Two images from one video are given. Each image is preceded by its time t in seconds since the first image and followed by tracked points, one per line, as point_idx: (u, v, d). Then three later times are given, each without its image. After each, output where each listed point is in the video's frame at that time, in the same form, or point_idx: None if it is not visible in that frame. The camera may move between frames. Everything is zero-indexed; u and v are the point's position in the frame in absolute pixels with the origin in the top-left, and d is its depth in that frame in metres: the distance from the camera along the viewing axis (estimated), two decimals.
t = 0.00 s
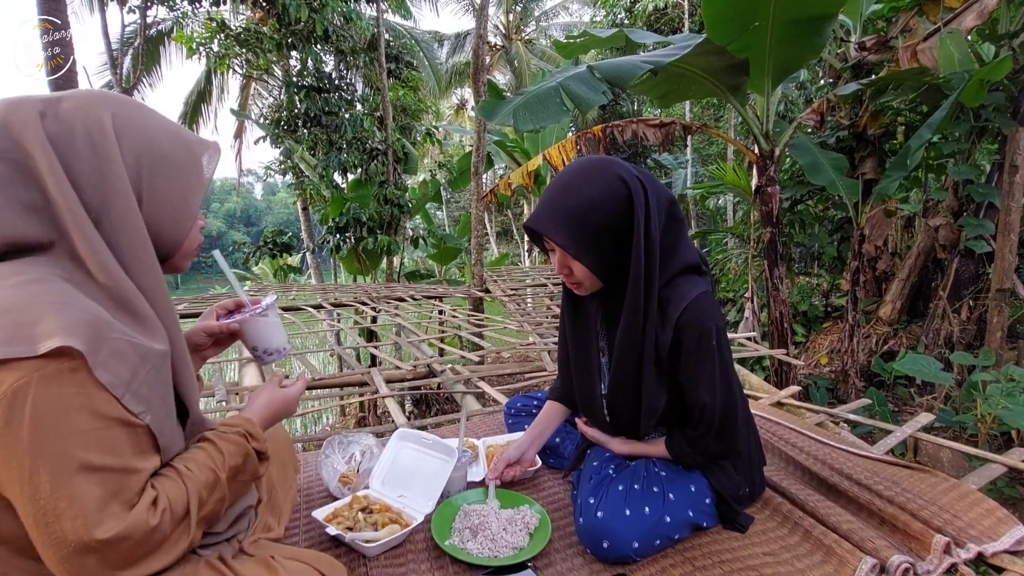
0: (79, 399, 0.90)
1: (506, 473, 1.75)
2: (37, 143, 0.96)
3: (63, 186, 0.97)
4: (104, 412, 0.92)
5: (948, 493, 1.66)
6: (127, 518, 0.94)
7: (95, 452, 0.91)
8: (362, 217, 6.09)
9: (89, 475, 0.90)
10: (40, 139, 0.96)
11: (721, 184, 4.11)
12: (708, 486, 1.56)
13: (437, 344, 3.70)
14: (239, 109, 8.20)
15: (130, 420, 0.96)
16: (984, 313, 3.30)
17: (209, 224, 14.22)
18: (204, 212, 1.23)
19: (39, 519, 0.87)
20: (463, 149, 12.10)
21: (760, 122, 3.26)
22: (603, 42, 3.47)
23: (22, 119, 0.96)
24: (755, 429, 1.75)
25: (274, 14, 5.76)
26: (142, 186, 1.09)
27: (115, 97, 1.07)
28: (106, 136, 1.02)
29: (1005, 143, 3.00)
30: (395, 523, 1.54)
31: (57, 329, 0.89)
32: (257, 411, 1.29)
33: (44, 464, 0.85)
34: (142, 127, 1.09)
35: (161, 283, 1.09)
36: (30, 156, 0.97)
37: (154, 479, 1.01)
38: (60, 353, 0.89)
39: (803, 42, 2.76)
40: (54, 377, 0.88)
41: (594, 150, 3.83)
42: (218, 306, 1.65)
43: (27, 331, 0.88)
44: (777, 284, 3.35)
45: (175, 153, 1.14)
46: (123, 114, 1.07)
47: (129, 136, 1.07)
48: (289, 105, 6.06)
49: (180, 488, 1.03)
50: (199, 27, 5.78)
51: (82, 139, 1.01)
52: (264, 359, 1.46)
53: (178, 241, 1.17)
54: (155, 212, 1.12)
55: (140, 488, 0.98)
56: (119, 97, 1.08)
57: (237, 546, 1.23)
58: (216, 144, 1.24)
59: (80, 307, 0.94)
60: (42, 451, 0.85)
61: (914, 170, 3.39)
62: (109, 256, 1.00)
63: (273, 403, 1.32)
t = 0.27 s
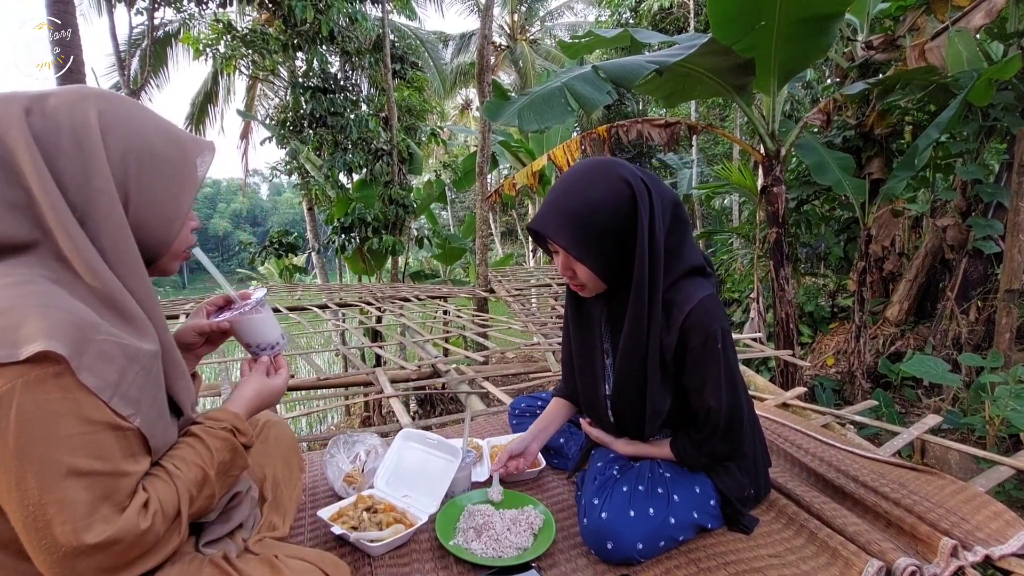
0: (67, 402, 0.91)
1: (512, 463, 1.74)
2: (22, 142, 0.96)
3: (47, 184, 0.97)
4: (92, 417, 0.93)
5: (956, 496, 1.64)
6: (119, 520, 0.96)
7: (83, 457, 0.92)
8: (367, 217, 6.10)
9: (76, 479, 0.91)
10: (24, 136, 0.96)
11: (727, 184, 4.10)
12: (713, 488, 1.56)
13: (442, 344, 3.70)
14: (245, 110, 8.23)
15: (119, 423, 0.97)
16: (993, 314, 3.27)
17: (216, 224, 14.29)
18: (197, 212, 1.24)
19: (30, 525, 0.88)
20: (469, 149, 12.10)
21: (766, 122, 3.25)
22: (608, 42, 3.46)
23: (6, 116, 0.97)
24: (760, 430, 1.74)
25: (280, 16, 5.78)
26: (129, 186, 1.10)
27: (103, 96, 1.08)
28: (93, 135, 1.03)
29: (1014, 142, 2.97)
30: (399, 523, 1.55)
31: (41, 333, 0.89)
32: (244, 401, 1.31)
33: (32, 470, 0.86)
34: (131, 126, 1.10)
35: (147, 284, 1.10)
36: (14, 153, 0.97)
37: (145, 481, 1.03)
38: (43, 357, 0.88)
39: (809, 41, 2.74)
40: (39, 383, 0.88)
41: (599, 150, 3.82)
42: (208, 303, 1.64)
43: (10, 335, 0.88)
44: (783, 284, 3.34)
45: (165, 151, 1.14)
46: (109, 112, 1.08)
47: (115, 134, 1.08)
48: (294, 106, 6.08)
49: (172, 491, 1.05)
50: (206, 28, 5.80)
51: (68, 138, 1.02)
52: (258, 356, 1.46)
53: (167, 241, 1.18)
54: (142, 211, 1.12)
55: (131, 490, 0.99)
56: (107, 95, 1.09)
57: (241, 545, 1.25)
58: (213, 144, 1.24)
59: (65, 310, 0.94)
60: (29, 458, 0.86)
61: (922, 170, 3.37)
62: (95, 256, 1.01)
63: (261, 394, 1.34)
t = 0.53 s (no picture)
0: (72, 400, 0.91)
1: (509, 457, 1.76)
2: (21, 141, 0.97)
3: (48, 183, 0.97)
4: (96, 414, 0.93)
5: (959, 498, 1.64)
6: (124, 517, 0.96)
7: (88, 454, 0.92)
8: (369, 217, 6.11)
9: (80, 477, 0.91)
10: (25, 135, 0.97)
11: (729, 183, 4.09)
12: (715, 489, 1.56)
13: (443, 344, 3.71)
14: (248, 110, 8.25)
15: (124, 420, 0.98)
16: (997, 314, 3.26)
17: (219, 225, 14.32)
18: (199, 211, 1.24)
19: (36, 522, 0.88)
20: (471, 149, 12.10)
21: (768, 122, 3.24)
22: (610, 42, 3.46)
23: (7, 115, 0.97)
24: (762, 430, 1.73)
25: (283, 16, 5.79)
26: (129, 185, 1.10)
27: (103, 95, 1.08)
28: (92, 134, 1.04)
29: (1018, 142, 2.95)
30: (401, 523, 1.55)
31: (44, 331, 0.89)
32: (247, 396, 1.31)
33: (37, 467, 0.87)
34: (132, 125, 1.10)
35: (149, 283, 1.10)
36: (14, 153, 0.97)
37: (149, 477, 1.03)
38: (47, 354, 0.89)
39: (813, 41, 2.74)
40: (44, 381, 0.89)
41: (601, 150, 3.82)
42: (207, 303, 1.64)
43: (14, 334, 0.88)
44: (786, 285, 3.33)
45: (166, 150, 1.14)
46: (110, 111, 1.08)
47: (115, 133, 1.08)
48: (297, 106, 6.09)
49: (175, 487, 1.06)
50: (210, 28, 5.81)
51: (68, 138, 1.02)
52: (260, 353, 1.46)
53: (169, 240, 1.18)
54: (142, 211, 1.12)
55: (136, 487, 0.99)
56: (106, 94, 1.09)
57: (244, 544, 1.25)
58: (215, 144, 1.25)
59: (69, 308, 0.94)
60: (34, 456, 0.86)
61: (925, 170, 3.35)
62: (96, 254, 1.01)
63: (263, 391, 1.34)
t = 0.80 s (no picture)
0: (81, 400, 0.92)
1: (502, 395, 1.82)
2: (32, 142, 0.98)
3: (58, 184, 0.98)
4: (105, 414, 0.94)
5: (965, 500, 1.63)
6: (133, 515, 0.97)
7: (97, 453, 0.92)
8: (374, 217, 6.12)
9: (89, 475, 0.91)
10: (35, 135, 0.98)
11: (734, 183, 4.07)
12: (720, 492, 1.56)
13: (448, 344, 3.71)
14: (254, 110, 8.28)
15: (131, 420, 0.98)
16: (1005, 315, 3.23)
17: (224, 224, 14.38)
18: (206, 214, 1.24)
19: (47, 520, 0.89)
20: (475, 148, 12.10)
21: (774, 121, 3.23)
22: (615, 41, 3.45)
23: (19, 117, 0.99)
24: (767, 432, 1.73)
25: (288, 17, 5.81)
26: (136, 186, 1.10)
27: (113, 98, 1.09)
28: (101, 135, 1.05)
29: None
30: (405, 523, 1.55)
31: (53, 331, 0.90)
32: (254, 396, 1.31)
33: (47, 466, 0.87)
34: (141, 128, 1.11)
35: (157, 284, 1.10)
36: (24, 153, 0.98)
37: (157, 476, 1.04)
38: (56, 355, 0.89)
39: (819, 41, 2.73)
40: (53, 381, 0.89)
41: (606, 150, 3.81)
42: (213, 308, 1.63)
43: (24, 334, 0.89)
44: (791, 285, 3.31)
45: (174, 153, 1.15)
46: (119, 114, 1.09)
47: (124, 136, 1.09)
48: (302, 107, 6.11)
49: (184, 486, 1.06)
50: (216, 29, 5.83)
51: (78, 140, 1.03)
52: (270, 353, 1.47)
53: (176, 243, 1.18)
54: (149, 213, 1.12)
55: (145, 485, 1.00)
56: (117, 98, 1.10)
57: (250, 544, 1.25)
58: (223, 149, 1.25)
59: (77, 309, 0.95)
60: (44, 455, 0.87)
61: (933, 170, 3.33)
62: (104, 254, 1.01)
63: (270, 391, 1.34)
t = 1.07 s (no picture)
0: (85, 399, 0.92)
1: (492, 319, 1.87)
2: (37, 142, 0.99)
3: (62, 185, 0.99)
4: (109, 412, 0.94)
5: (970, 503, 1.61)
6: (141, 511, 0.97)
7: (102, 451, 0.93)
8: (377, 217, 6.13)
9: (94, 473, 0.92)
10: (41, 136, 0.99)
11: (738, 183, 4.05)
12: (722, 493, 1.55)
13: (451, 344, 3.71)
14: (258, 111, 8.31)
15: (135, 418, 0.98)
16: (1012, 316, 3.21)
17: (229, 225, 14.44)
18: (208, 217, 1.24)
19: (54, 518, 0.89)
20: (478, 148, 12.10)
21: (778, 121, 3.21)
22: (618, 41, 3.43)
23: (27, 119, 1.00)
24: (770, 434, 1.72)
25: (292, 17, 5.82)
26: (139, 187, 1.10)
27: (120, 101, 1.10)
28: (106, 138, 1.05)
29: None
30: (407, 524, 1.55)
31: (57, 331, 0.90)
32: (257, 393, 1.31)
33: (52, 465, 0.87)
34: (147, 130, 1.12)
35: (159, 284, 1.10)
36: (29, 154, 0.99)
37: (163, 472, 1.04)
38: (60, 355, 0.90)
39: (823, 40, 2.71)
40: (58, 380, 0.90)
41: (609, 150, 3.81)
42: (217, 309, 1.63)
43: (28, 335, 0.89)
44: (795, 285, 3.30)
45: (179, 157, 1.15)
46: (124, 117, 1.10)
47: (130, 138, 1.09)
48: (306, 107, 6.12)
49: (190, 482, 1.06)
50: (220, 30, 5.84)
51: (83, 143, 1.03)
52: (275, 351, 1.47)
53: (177, 246, 1.18)
54: (151, 216, 1.13)
55: (151, 482, 1.00)
56: (124, 101, 1.11)
57: (253, 544, 1.25)
58: (229, 154, 1.25)
59: (80, 309, 0.95)
60: (48, 454, 0.87)
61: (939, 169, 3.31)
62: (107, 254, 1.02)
63: (274, 387, 1.34)
